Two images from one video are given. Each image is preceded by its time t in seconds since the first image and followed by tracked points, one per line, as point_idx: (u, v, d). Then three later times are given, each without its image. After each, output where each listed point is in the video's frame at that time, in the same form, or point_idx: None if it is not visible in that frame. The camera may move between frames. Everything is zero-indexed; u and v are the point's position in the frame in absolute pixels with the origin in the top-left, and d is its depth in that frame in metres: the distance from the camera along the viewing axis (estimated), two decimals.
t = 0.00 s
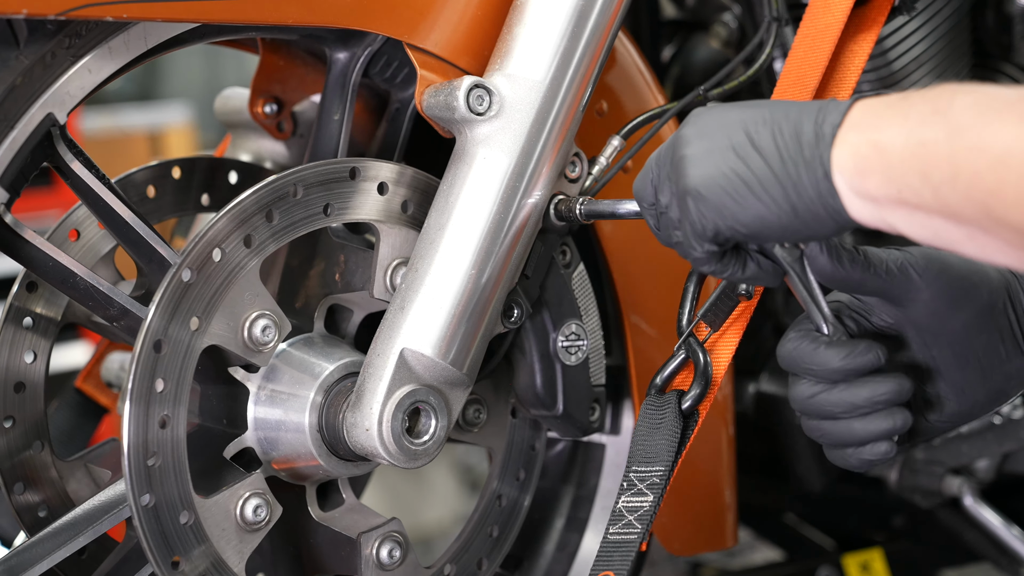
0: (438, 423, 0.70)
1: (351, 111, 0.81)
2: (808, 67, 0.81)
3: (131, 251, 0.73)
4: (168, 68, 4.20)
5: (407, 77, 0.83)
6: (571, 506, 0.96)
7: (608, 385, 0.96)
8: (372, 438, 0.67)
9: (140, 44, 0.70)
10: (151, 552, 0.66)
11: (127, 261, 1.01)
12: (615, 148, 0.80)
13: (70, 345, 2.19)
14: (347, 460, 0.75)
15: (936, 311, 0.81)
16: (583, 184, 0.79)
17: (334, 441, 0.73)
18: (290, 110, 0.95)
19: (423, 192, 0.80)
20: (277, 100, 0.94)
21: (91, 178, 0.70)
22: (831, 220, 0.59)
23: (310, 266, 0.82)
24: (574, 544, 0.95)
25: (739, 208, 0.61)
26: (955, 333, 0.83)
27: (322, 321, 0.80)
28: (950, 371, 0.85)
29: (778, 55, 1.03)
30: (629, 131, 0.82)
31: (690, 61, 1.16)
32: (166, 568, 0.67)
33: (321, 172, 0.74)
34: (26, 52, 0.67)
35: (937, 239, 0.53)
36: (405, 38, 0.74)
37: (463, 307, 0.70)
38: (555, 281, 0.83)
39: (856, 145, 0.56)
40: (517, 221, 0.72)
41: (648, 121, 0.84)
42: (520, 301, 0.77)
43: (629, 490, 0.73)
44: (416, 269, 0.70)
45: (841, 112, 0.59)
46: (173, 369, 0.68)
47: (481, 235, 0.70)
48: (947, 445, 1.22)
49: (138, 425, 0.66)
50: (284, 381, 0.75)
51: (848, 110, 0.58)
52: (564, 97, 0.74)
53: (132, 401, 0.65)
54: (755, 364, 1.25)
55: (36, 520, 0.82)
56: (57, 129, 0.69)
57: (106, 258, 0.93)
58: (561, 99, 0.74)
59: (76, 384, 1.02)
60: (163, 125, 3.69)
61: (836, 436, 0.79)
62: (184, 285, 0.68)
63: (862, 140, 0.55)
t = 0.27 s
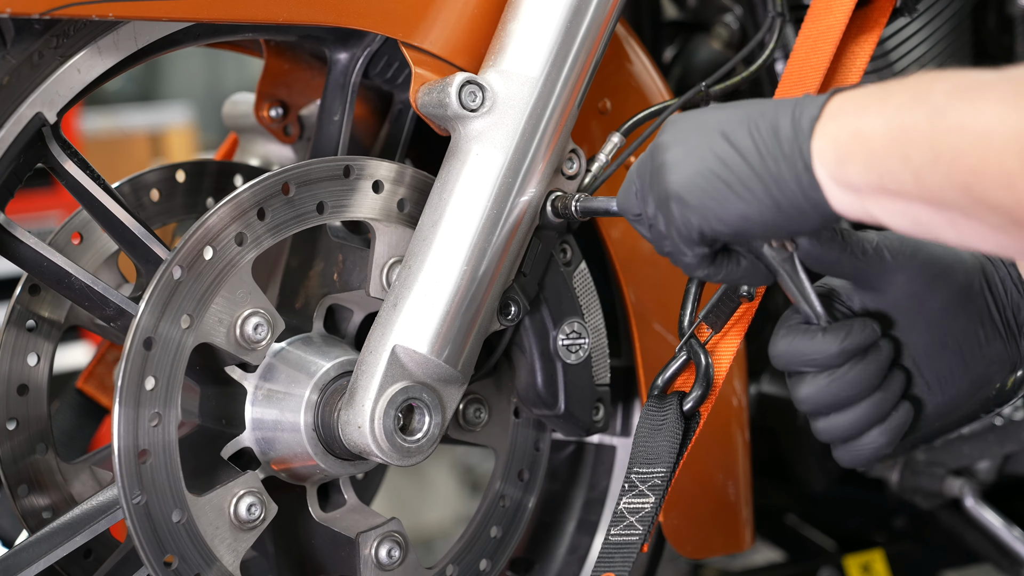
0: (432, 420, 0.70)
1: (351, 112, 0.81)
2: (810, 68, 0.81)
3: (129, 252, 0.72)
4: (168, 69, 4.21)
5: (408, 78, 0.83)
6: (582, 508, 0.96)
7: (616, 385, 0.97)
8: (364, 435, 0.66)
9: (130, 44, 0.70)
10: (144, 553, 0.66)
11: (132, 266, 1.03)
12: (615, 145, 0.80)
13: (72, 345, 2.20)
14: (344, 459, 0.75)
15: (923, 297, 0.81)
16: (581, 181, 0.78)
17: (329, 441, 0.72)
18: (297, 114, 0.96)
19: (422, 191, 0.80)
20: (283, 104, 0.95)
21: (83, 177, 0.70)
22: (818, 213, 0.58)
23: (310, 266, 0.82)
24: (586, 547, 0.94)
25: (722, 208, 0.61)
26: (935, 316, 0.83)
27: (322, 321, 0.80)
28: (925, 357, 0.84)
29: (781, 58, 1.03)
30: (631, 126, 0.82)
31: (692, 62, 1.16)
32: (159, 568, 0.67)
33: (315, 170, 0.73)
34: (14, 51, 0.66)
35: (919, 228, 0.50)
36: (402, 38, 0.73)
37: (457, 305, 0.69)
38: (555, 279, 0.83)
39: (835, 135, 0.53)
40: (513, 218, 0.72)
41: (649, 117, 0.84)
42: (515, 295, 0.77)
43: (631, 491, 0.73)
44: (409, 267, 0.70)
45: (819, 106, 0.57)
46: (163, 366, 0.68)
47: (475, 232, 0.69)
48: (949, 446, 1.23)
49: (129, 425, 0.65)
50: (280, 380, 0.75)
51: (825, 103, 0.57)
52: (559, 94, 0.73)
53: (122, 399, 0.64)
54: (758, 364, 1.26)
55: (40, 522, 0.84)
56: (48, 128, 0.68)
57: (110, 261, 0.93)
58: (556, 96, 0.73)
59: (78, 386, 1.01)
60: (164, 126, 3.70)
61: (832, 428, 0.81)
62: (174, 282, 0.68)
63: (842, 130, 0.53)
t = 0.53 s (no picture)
0: (430, 421, 0.70)
1: (351, 113, 0.81)
2: (811, 69, 0.80)
3: (129, 255, 0.73)
4: (169, 70, 4.21)
5: (408, 79, 0.83)
6: (586, 509, 0.96)
7: (620, 386, 0.97)
8: (361, 435, 0.66)
9: (126, 45, 0.70)
10: (142, 554, 0.65)
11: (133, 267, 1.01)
12: (614, 144, 0.80)
13: (73, 347, 2.21)
14: (343, 460, 0.75)
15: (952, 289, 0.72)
16: (581, 181, 0.78)
17: (327, 441, 0.72)
18: (299, 117, 0.96)
19: (421, 192, 0.80)
20: (285, 106, 0.95)
21: (80, 178, 0.70)
22: (827, 234, 0.58)
23: (310, 267, 0.82)
24: (589, 549, 0.94)
25: (733, 233, 0.60)
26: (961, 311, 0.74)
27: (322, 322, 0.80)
28: (947, 349, 0.76)
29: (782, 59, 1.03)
30: (630, 126, 0.82)
31: (692, 63, 1.16)
32: (157, 569, 0.66)
33: (312, 171, 0.73)
34: (10, 52, 0.67)
35: (929, 246, 0.50)
36: (401, 39, 0.73)
37: (455, 307, 0.69)
38: (555, 278, 0.83)
39: (844, 159, 0.53)
40: (511, 218, 0.72)
41: (649, 116, 0.84)
42: (514, 296, 0.77)
43: (631, 492, 0.73)
44: (406, 268, 0.69)
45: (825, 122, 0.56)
46: (160, 366, 0.68)
47: (472, 232, 0.69)
48: (949, 446, 1.21)
49: (125, 426, 0.65)
50: (279, 380, 0.75)
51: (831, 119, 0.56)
52: (557, 93, 0.73)
53: (117, 399, 0.65)
54: (759, 364, 1.28)
55: (42, 525, 0.84)
56: (44, 129, 0.69)
57: (111, 264, 0.94)
58: (554, 95, 0.73)
59: (80, 387, 1.01)
60: (165, 126, 3.70)
61: (857, 419, 0.76)
62: (171, 283, 0.68)
63: (847, 147, 0.53)
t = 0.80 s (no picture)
0: (431, 421, 0.70)
1: (352, 114, 0.81)
2: (812, 70, 0.80)
3: (129, 255, 0.72)
4: (168, 71, 4.21)
5: (409, 79, 0.83)
6: (588, 510, 0.96)
7: (622, 387, 0.97)
8: (361, 436, 0.66)
9: (126, 45, 0.70)
10: (142, 554, 0.65)
11: (134, 267, 1.00)
12: (615, 144, 0.80)
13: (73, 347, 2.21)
14: (343, 461, 0.74)
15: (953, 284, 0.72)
16: (582, 181, 0.78)
17: (327, 442, 0.72)
18: (300, 117, 0.96)
19: (422, 192, 0.80)
20: (286, 106, 0.95)
21: (80, 178, 0.70)
22: (827, 236, 0.58)
23: (311, 268, 0.82)
24: (591, 550, 0.94)
25: (733, 236, 0.60)
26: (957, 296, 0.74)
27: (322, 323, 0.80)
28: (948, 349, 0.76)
29: (784, 60, 1.03)
30: (631, 126, 0.82)
31: (693, 63, 1.16)
32: (157, 570, 0.66)
33: (312, 171, 0.73)
34: (8, 53, 0.66)
35: (928, 249, 0.50)
36: (401, 40, 0.73)
37: (456, 307, 0.69)
38: (555, 279, 0.83)
39: (840, 161, 0.53)
40: (512, 218, 0.72)
41: (649, 117, 0.83)
42: (515, 296, 0.77)
43: (632, 493, 0.73)
44: (407, 268, 0.69)
45: (823, 123, 0.56)
46: (160, 367, 0.68)
47: (473, 232, 0.69)
48: (951, 448, 1.23)
49: (125, 426, 0.65)
50: (279, 381, 0.75)
51: (829, 119, 0.56)
52: (558, 93, 0.73)
53: (117, 399, 0.64)
54: (760, 365, 1.28)
55: (43, 526, 0.84)
56: (44, 129, 0.69)
57: (112, 265, 0.94)
58: (555, 95, 0.73)
59: (80, 388, 1.01)
60: (165, 126, 3.70)
61: (861, 419, 0.76)
62: (171, 283, 0.68)
63: (845, 150, 0.52)
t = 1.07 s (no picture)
0: (430, 422, 0.69)
1: (352, 115, 0.81)
2: (812, 71, 0.80)
3: (128, 255, 0.72)
4: (168, 71, 4.22)
5: (408, 80, 0.83)
6: (588, 511, 0.96)
7: (622, 387, 0.97)
8: (361, 437, 0.66)
9: (125, 46, 0.69)
10: (141, 555, 0.65)
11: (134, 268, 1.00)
12: (615, 145, 0.80)
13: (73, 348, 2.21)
14: (343, 462, 0.74)
15: (952, 278, 0.72)
16: (581, 182, 0.78)
17: (327, 443, 0.72)
18: (300, 118, 0.96)
19: (421, 193, 0.80)
20: (286, 107, 0.95)
21: (79, 179, 0.70)
22: (826, 238, 0.58)
23: (311, 269, 0.82)
24: (591, 551, 0.94)
25: (732, 241, 0.60)
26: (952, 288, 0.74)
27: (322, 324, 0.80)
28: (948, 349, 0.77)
29: (784, 60, 1.03)
30: (631, 127, 0.82)
31: (693, 64, 1.16)
32: (156, 571, 0.66)
33: (312, 172, 0.73)
34: (8, 53, 0.67)
35: (927, 250, 0.50)
36: (401, 40, 0.73)
37: (455, 307, 0.69)
38: (555, 280, 0.83)
39: (840, 162, 0.53)
40: (512, 219, 0.71)
41: (649, 117, 0.83)
42: (514, 297, 0.77)
43: (632, 494, 0.73)
44: (406, 269, 0.69)
45: (821, 125, 0.56)
46: (159, 368, 0.67)
47: (473, 232, 0.69)
48: (951, 448, 1.22)
49: (125, 428, 0.65)
50: (279, 382, 0.75)
51: (827, 120, 0.56)
52: (557, 94, 0.73)
53: (117, 400, 0.64)
54: (759, 366, 1.27)
55: (43, 527, 0.84)
56: (43, 131, 0.68)
57: (112, 266, 0.94)
58: (554, 96, 0.73)
59: (80, 389, 1.01)
60: (165, 127, 3.71)
61: (862, 419, 0.75)
62: (170, 284, 0.67)
63: (843, 153, 0.52)
